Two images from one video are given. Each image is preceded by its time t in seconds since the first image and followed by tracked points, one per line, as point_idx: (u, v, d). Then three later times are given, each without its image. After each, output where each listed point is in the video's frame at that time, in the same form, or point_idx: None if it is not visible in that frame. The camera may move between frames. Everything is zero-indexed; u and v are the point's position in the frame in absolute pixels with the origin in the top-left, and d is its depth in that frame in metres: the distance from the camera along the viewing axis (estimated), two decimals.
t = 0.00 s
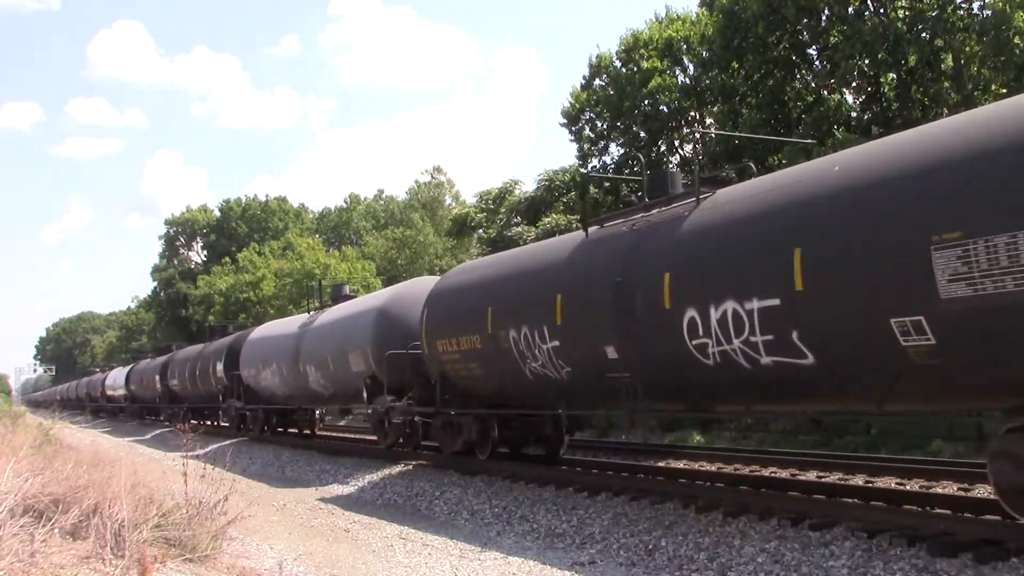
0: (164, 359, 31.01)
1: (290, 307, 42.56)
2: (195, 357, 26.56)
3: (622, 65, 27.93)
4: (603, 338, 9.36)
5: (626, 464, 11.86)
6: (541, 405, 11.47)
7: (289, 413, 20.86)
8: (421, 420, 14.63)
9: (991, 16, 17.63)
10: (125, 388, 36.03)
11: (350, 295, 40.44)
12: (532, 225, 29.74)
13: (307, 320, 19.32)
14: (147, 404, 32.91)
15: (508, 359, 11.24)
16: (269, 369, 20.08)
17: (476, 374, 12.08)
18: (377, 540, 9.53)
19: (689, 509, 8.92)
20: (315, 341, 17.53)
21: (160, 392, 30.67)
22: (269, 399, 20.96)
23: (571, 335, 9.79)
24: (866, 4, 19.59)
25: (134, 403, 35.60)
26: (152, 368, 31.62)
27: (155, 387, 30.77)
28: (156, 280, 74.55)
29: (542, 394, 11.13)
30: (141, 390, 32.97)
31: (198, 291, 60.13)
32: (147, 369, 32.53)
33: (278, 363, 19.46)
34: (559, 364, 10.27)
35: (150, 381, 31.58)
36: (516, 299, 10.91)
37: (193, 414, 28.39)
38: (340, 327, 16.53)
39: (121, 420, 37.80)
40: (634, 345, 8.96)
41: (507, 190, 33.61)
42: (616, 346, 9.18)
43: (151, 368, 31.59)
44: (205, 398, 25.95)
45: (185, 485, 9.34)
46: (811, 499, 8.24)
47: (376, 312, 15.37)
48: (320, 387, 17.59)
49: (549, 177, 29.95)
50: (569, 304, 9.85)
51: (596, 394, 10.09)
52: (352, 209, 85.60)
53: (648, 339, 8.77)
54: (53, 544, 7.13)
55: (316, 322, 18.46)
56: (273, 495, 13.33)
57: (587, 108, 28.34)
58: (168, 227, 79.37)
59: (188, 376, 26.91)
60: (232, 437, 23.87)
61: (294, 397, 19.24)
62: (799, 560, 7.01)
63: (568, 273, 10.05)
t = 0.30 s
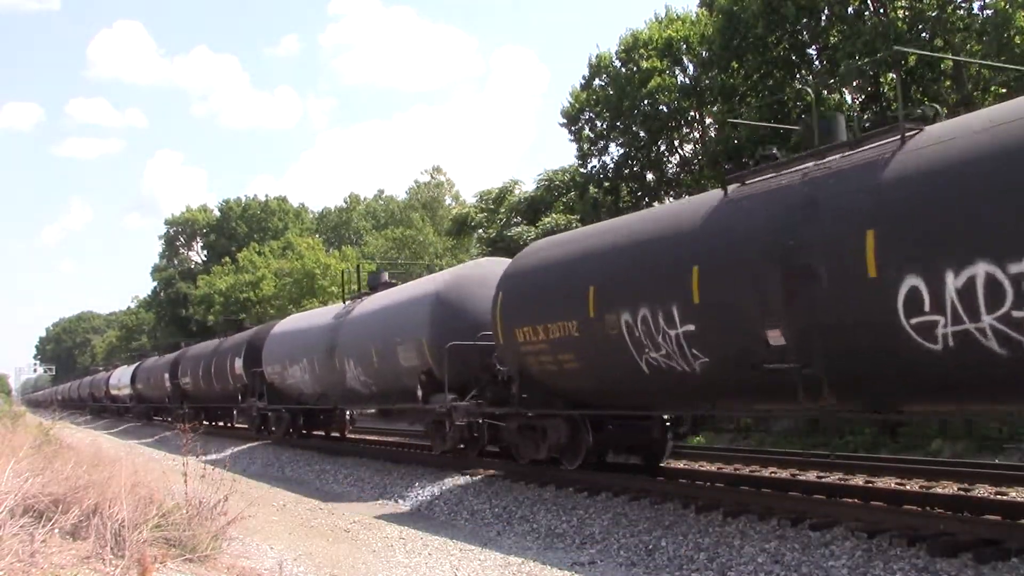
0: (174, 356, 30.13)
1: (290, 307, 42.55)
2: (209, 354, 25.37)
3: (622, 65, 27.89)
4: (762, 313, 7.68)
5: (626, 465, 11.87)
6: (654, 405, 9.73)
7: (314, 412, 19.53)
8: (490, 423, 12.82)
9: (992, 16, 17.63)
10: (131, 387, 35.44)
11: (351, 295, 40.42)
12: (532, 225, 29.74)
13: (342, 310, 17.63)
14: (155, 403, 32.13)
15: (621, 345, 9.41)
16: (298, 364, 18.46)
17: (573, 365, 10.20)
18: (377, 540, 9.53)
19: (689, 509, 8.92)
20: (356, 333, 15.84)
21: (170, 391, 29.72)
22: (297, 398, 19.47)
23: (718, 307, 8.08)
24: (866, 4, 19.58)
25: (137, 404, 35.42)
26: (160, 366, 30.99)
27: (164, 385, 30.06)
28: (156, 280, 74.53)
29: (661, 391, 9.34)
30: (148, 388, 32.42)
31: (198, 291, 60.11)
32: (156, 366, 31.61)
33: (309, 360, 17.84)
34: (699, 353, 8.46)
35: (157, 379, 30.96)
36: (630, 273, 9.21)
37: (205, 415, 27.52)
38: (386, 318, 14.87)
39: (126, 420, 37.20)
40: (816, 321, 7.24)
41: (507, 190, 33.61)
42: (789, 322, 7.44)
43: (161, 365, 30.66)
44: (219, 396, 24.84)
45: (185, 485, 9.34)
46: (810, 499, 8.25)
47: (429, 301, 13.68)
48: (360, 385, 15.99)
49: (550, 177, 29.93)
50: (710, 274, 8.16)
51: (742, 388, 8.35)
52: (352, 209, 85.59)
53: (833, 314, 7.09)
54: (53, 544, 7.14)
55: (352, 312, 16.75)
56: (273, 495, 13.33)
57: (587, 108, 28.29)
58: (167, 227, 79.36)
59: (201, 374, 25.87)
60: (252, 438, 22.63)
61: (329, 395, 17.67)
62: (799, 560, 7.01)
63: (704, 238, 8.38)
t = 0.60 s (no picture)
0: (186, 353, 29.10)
1: (290, 307, 42.56)
2: (227, 351, 24.07)
3: (622, 65, 27.88)
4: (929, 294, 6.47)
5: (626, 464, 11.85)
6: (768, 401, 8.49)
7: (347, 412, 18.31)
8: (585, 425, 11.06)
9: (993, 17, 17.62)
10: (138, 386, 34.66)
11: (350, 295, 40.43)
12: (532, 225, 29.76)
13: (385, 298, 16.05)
14: (165, 402, 31.17)
15: (795, 328, 7.57)
16: (336, 360, 16.88)
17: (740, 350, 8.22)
18: (377, 540, 9.52)
19: (689, 509, 8.91)
20: (407, 323, 14.23)
21: (183, 391, 28.66)
22: (334, 396, 17.95)
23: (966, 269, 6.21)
24: (867, 4, 19.56)
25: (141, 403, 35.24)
26: (170, 364, 30.15)
27: (175, 384, 29.12)
28: (156, 280, 74.57)
29: (844, 385, 7.52)
30: (157, 387, 31.67)
31: (198, 291, 60.15)
32: (167, 365, 30.61)
33: (348, 354, 16.28)
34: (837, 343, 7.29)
35: (167, 378, 30.15)
36: (810, 243, 7.35)
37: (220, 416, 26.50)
38: (445, 305, 13.28)
39: (134, 420, 36.45)
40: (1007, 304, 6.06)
41: (508, 190, 33.62)
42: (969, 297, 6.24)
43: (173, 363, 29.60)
44: (238, 394, 23.64)
45: (185, 485, 9.34)
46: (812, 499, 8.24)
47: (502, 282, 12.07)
48: (412, 382, 14.44)
49: (550, 177, 29.94)
50: (942, 236, 6.35)
51: (984, 374, 6.50)
52: (352, 209, 85.59)
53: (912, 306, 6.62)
54: (53, 543, 7.14)
55: (399, 301, 15.15)
56: (273, 495, 13.33)
57: (587, 108, 28.26)
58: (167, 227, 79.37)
59: (217, 372, 24.68)
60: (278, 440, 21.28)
61: (372, 393, 16.13)
62: (799, 560, 7.01)
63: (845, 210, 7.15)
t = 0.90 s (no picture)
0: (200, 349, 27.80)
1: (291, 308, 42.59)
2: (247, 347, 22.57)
3: (622, 65, 27.87)
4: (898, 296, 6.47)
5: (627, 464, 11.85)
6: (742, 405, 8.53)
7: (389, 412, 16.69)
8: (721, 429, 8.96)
9: (994, 16, 17.64)
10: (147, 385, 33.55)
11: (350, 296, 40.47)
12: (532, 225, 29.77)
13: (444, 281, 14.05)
14: (178, 401, 29.89)
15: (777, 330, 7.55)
16: (386, 354, 14.92)
17: (922, 336, 6.40)
18: (377, 540, 9.52)
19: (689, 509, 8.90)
20: (475, 310, 12.28)
21: (197, 390, 27.31)
22: (380, 393, 16.04)
23: (996, 238, 5.78)
24: (866, 4, 19.52)
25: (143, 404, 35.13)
26: (181, 362, 29.00)
27: (189, 383, 27.84)
28: (156, 280, 74.62)
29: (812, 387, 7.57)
30: (167, 385, 30.55)
31: (198, 291, 60.22)
32: (179, 362, 29.28)
33: (401, 345, 14.33)
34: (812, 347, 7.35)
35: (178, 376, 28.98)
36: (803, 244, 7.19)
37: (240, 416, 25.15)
38: (527, 286, 11.33)
39: (143, 421, 35.42)
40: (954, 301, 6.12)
41: (508, 190, 33.61)
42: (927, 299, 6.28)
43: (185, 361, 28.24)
44: (260, 393, 22.18)
45: (185, 485, 9.34)
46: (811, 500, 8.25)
47: (604, 257, 10.05)
48: (479, 378, 12.59)
49: (550, 178, 29.96)
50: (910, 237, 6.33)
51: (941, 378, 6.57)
52: (352, 209, 85.58)
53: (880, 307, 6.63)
54: (53, 543, 7.14)
55: (462, 284, 13.18)
56: (274, 495, 13.34)
57: (587, 108, 28.26)
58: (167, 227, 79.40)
59: (237, 370, 23.22)
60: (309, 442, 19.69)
61: (429, 391, 14.22)
62: (799, 560, 7.00)
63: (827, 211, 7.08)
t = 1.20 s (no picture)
0: (217, 344, 25.97)
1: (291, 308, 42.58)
2: (270, 342, 20.61)
3: (622, 65, 27.88)
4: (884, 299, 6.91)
5: (626, 465, 11.86)
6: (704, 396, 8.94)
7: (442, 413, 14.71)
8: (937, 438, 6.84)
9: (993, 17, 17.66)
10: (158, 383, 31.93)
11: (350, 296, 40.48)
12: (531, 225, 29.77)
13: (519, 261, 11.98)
14: (193, 400, 28.15)
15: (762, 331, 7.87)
16: (448, 347, 12.84)
17: None
18: (377, 540, 9.53)
19: (689, 509, 8.91)
20: (567, 290, 10.27)
21: (213, 390, 25.51)
22: (436, 390, 13.97)
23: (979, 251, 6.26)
24: (867, 4, 19.44)
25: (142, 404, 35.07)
26: (195, 359, 27.27)
27: (203, 382, 26.01)
28: (156, 280, 74.61)
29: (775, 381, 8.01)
30: (180, 384, 28.94)
31: (198, 291, 60.22)
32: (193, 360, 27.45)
33: (467, 338, 12.27)
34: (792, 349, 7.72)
35: (191, 374, 27.30)
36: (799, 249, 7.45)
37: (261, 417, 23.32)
38: (639, 258, 9.29)
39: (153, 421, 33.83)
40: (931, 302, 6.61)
41: (508, 190, 33.61)
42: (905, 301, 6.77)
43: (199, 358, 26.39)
44: (286, 392, 20.27)
45: (185, 485, 9.34)
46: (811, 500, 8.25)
47: (758, 220, 7.92)
48: (572, 374, 10.54)
49: (550, 177, 30.00)
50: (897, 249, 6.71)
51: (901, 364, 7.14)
52: (352, 209, 85.58)
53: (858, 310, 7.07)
54: (53, 544, 7.14)
55: (546, 262, 11.12)
56: (274, 495, 13.35)
57: (587, 108, 28.24)
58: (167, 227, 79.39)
59: (259, 367, 21.29)
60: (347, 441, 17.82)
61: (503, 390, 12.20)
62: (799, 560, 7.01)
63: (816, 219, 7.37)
